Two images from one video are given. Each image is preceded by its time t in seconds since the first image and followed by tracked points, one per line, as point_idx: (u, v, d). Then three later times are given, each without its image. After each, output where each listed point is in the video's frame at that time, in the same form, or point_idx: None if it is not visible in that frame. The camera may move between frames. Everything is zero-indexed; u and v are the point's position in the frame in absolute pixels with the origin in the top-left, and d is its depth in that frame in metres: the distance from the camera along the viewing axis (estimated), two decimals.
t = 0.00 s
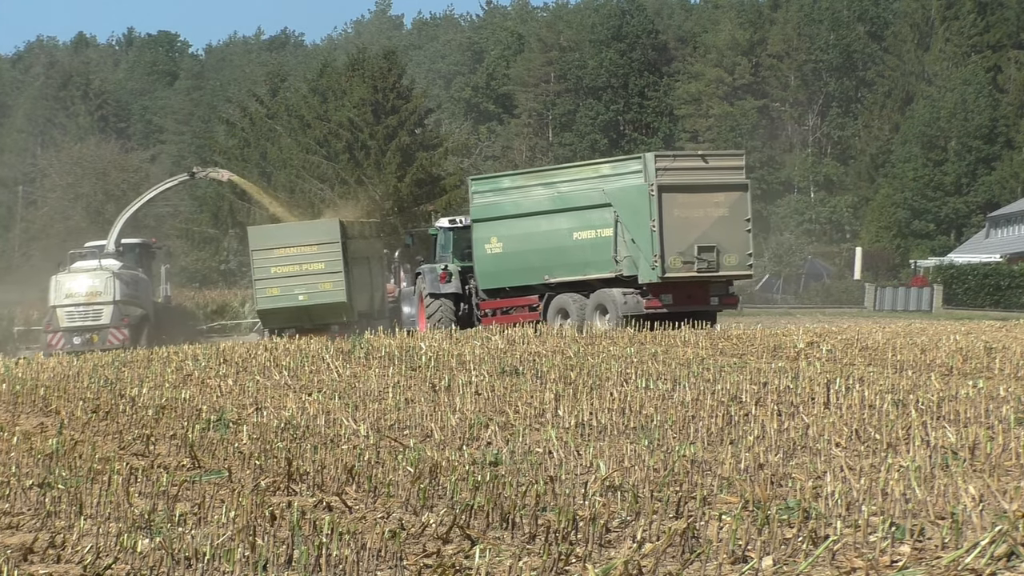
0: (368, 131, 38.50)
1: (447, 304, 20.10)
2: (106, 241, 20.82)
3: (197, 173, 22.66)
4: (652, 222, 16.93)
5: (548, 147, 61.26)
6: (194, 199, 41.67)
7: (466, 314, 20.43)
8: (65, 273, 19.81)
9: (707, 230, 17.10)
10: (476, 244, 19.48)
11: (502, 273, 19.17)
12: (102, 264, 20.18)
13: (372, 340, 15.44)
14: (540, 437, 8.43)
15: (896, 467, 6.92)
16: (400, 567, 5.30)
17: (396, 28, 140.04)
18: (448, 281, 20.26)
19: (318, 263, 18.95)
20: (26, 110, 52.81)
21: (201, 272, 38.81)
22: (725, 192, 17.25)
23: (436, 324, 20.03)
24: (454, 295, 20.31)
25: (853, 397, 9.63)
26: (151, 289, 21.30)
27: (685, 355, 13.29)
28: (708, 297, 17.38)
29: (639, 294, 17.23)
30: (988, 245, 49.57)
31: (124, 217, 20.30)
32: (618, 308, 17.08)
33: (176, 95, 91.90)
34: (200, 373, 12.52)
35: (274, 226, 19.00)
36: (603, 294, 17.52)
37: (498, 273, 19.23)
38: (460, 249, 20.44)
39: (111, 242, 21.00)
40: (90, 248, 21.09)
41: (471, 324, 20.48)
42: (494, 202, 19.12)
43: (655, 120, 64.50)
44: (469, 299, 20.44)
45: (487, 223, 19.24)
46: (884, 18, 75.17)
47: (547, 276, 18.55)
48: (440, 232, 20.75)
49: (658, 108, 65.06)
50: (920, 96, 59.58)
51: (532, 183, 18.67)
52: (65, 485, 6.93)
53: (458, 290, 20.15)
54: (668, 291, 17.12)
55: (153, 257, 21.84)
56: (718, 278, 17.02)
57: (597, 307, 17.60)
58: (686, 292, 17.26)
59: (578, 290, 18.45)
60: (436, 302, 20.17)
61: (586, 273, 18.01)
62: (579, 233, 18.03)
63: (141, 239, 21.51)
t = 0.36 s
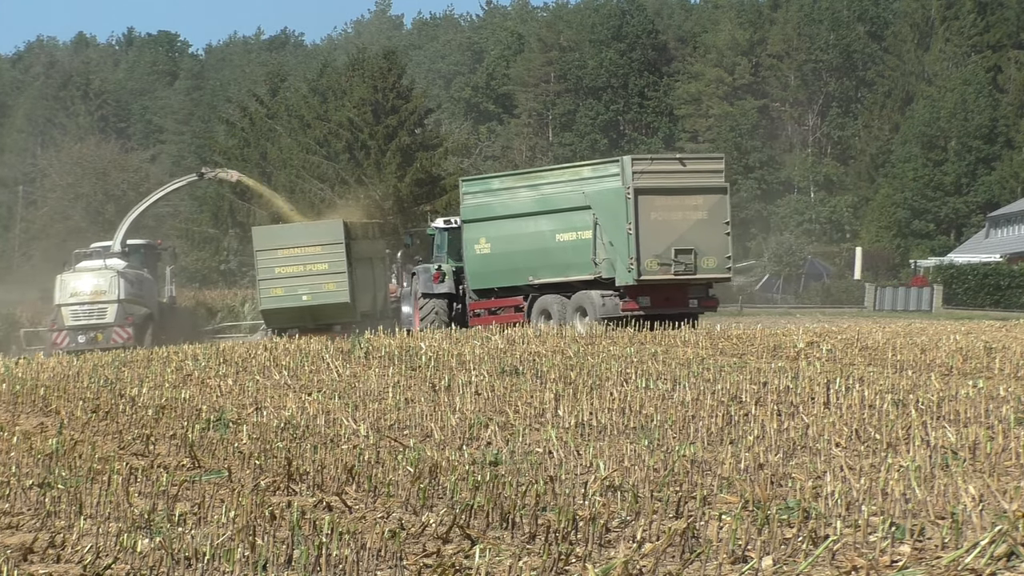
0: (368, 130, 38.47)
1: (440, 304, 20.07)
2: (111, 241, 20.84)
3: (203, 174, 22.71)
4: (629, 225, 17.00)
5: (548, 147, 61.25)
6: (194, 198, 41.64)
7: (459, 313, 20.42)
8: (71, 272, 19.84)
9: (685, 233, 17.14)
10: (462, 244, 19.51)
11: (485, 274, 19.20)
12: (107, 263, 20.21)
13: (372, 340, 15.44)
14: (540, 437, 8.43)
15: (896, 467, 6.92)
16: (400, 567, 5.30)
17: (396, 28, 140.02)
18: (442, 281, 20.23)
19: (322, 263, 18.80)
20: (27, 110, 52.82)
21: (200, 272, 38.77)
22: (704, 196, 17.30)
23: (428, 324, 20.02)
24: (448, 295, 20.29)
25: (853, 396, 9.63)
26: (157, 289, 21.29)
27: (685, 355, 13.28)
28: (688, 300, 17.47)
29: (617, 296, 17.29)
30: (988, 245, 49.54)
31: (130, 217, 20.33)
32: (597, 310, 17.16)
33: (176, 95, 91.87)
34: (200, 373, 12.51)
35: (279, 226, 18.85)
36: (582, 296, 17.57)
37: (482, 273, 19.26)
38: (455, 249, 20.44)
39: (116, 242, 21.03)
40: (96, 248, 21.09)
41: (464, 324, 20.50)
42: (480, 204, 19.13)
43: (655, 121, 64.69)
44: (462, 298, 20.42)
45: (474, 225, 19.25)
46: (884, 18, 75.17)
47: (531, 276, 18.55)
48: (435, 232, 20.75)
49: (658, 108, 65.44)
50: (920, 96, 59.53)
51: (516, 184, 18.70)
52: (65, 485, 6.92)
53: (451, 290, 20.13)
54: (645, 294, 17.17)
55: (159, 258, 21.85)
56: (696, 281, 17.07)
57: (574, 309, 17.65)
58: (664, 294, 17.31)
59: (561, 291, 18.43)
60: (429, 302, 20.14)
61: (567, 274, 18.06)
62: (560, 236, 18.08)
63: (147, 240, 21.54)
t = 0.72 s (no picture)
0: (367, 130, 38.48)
1: (435, 304, 20.08)
2: (116, 242, 20.84)
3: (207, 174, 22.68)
4: (606, 230, 17.07)
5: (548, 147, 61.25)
6: (194, 198, 41.64)
7: (453, 314, 20.27)
8: (76, 273, 19.88)
9: (663, 236, 17.23)
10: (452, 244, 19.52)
11: (472, 274, 19.22)
12: (112, 265, 20.24)
13: (372, 340, 15.44)
14: (540, 437, 8.43)
15: (896, 467, 6.92)
16: (400, 567, 5.30)
17: (396, 28, 140.05)
18: (436, 280, 20.18)
19: (325, 264, 18.64)
20: (27, 109, 52.83)
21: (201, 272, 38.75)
22: (682, 198, 17.34)
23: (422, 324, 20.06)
24: (443, 294, 20.26)
25: (852, 396, 9.63)
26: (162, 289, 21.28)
27: (685, 355, 13.28)
28: (667, 302, 17.62)
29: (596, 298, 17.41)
30: (988, 245, 49.54)
31: (134, 218, 20.30)
32: (575, 312, 17.40)
33: (176, 95, 91.83)
34: (200, 373, 12.51)
35: (282, 226, 18.74)
36: (564, 298, 17.67)
37: (469, 274, 19.28)
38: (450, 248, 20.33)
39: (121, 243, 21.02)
40: (101, 247, 21.08)
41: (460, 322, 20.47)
42: (469, 205, 19.13)
43: (655, 121, 64.73)
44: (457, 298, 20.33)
45: (464, 226, 19.27)
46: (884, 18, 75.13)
47: (514, 278, 18.60)
48: (430, 234, 20.62)
49: (658, 108, 65.41)
50: (920, 96, 59.46)
51: (502, 185, 18.65)
52: (65, 485, 6.92)
53: (446, 289, 20.10)
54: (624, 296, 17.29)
55: (164, 258, 21.82)
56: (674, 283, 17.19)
57: (556, 310, 17.88)
58: (643, 297, 17.42)
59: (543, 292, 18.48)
60: (424, 302, 20.15)
61: (548, 277, 18.09)
62: (543, 238, 18.08)
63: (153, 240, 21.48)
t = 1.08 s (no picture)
0: (367, 131, 38.49)
1: (430, 304, 20.11)
2: (120, 243, 20.81)
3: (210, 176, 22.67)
4: (585, 233, 17.11)
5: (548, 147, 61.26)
6: (194, 198, 41.64)
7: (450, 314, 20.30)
8: (80, 273, 19.87)
9: (643, 239, 17.22)
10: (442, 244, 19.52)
11: (461, 275, 19.25)
12: (115, 266, 20.23)
13: (371, 340, 15.45)
14: (540, 437, 8.43)
15: (896, 467, 6.92)
16: (400, 567, 5.30)
17: (396, 28, 140.04)
18: (432, 280, 20.19)
19: (330, 265, 18.63)
20: (27, 110, 52.83)
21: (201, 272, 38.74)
22: (664, 202, 17.33)
23: (416, 324, 20.12)
24: (439, 294, 20.27)
25: (853, 397, 9.63)
26: (166, 290, 21.27)
27: (685, 356, 13.29)
28: (649, 304, 17.67)
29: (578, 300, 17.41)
30: (988, 245, 49.52)
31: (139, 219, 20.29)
32: (557, 314, 17.38)
33: (176, 95, 91.80)
34: (201, 373, 12.53)
35: (286, 227, 18.73)
36: (545, 301, 17.72)
37: (458, 274, 19.31)
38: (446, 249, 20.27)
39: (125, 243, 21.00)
40: (105, 248, 21.07)
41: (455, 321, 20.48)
42: (460, 206, 19.03)
43: (655, 121, 64.69)
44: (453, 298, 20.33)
45: (455, 227, 19.20)
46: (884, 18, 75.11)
47: (501, 280, 18.57)
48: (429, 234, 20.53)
49: (658, 108, 65.39)
50: (920, 96, 59.43)
51: (488, 187, 18.63)
52: (65, 485, 6.92)
53: (441, 289, 20.10)
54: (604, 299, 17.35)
55: (169, 259, 21.81)
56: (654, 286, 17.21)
57: (539, 312, 17.87)
58: (623, 299, 17.48)
59: (529, 294, 18.51)
60: (419, 302, 20.19)
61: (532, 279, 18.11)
62: (527, 240, 18.10)
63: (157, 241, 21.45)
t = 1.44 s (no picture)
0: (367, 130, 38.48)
1: (428, 303, 20.13)
2: (125, 243, 20.82)
3: (214, 176, 22.70)
4: (565, 235, 17.09)
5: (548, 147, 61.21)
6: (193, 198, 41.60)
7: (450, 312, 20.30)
8: (85, 273, 19.88)
9: (623, 241, 17.26)
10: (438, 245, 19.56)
11: (454, 276, 19.31)
12: (120, 265, 20.25)
13: (372, 340, 15.44)
14: (540, 437, 8.43)
15: (896, 467, 6.92)
16: (399, 567, 5.30)
17: (396, 28, 139.99)
18: (430, 279, 20.17)
19: (332, 265, 18.63)
20: (26, 109, 52.74)
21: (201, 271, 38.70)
22: (644, 203, 17.39)
23: (415, 323, 20.16)
24: (437, 292, 20.24)
25: (853, 396, 9.63)
26: (170, 290, 21.28)
27: (685, 355, 13.26)
28: (631, 306, 17.73)
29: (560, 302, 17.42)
30: (988, 245, 49.49)
31: (143, 219, 20.28)
32: (540, 316, 17.36)
33: (176, 95, 91.72)
34: (200, 373, 12.51)
35: (290, 227, 18.70)
36: (529, 302, 17.74)
37: (452, 276, 19.36)
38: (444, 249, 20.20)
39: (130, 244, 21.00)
40: (110, 248, 21.08)
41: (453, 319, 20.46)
42: (450, 207, 19.06)
43: (654, 121, 64.68)
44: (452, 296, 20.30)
45: (448, 228, 19.24)
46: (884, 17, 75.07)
47: (490, 281, 18.60)
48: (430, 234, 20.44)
49: (658, 108, 65.38)
50: (920, 96, 59.40)
51: (476, 189, 18.62)
52: (65, 485, 6.92)
53: (439, 288, 20.08)
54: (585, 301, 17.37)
55: (174, 259, 21.83)
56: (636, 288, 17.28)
57: (524, 313, 17.90)
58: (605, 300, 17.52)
59: (515, 296, 18.56)
60: (417, 302, 20.21)
61: (518, 281, 18.10)
62: (513, 242, 18.09)
63: (162, 241, 21.46)
